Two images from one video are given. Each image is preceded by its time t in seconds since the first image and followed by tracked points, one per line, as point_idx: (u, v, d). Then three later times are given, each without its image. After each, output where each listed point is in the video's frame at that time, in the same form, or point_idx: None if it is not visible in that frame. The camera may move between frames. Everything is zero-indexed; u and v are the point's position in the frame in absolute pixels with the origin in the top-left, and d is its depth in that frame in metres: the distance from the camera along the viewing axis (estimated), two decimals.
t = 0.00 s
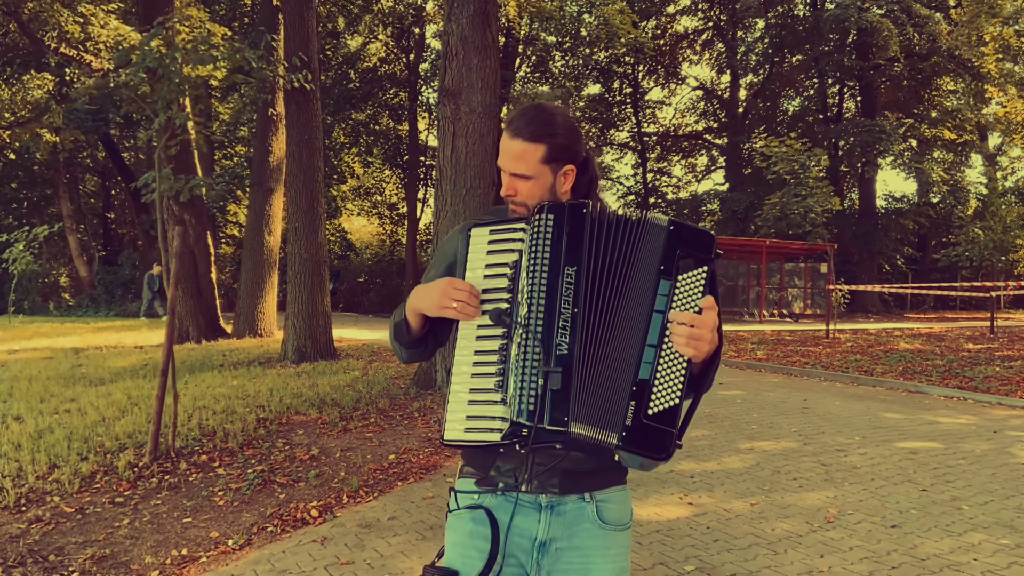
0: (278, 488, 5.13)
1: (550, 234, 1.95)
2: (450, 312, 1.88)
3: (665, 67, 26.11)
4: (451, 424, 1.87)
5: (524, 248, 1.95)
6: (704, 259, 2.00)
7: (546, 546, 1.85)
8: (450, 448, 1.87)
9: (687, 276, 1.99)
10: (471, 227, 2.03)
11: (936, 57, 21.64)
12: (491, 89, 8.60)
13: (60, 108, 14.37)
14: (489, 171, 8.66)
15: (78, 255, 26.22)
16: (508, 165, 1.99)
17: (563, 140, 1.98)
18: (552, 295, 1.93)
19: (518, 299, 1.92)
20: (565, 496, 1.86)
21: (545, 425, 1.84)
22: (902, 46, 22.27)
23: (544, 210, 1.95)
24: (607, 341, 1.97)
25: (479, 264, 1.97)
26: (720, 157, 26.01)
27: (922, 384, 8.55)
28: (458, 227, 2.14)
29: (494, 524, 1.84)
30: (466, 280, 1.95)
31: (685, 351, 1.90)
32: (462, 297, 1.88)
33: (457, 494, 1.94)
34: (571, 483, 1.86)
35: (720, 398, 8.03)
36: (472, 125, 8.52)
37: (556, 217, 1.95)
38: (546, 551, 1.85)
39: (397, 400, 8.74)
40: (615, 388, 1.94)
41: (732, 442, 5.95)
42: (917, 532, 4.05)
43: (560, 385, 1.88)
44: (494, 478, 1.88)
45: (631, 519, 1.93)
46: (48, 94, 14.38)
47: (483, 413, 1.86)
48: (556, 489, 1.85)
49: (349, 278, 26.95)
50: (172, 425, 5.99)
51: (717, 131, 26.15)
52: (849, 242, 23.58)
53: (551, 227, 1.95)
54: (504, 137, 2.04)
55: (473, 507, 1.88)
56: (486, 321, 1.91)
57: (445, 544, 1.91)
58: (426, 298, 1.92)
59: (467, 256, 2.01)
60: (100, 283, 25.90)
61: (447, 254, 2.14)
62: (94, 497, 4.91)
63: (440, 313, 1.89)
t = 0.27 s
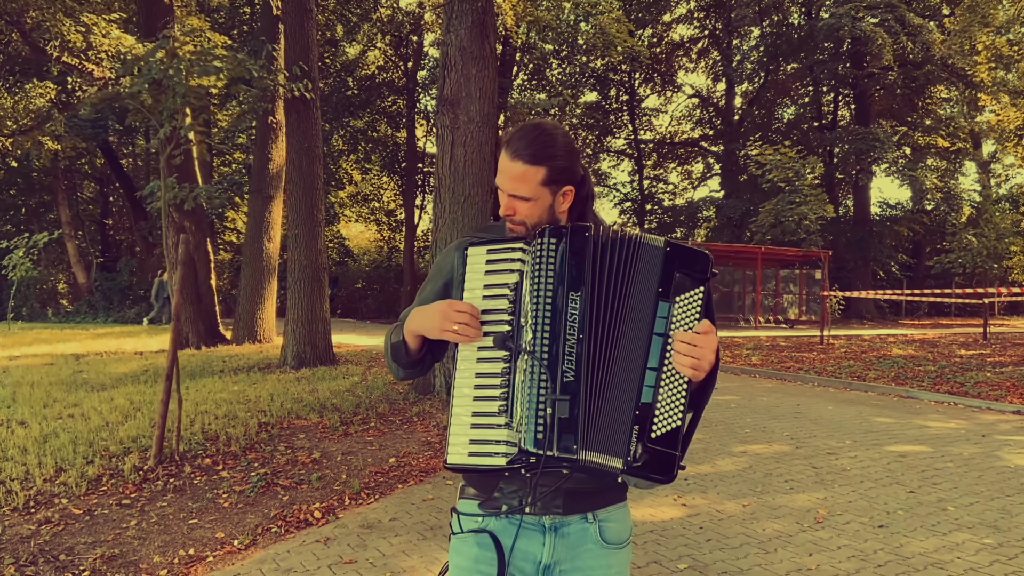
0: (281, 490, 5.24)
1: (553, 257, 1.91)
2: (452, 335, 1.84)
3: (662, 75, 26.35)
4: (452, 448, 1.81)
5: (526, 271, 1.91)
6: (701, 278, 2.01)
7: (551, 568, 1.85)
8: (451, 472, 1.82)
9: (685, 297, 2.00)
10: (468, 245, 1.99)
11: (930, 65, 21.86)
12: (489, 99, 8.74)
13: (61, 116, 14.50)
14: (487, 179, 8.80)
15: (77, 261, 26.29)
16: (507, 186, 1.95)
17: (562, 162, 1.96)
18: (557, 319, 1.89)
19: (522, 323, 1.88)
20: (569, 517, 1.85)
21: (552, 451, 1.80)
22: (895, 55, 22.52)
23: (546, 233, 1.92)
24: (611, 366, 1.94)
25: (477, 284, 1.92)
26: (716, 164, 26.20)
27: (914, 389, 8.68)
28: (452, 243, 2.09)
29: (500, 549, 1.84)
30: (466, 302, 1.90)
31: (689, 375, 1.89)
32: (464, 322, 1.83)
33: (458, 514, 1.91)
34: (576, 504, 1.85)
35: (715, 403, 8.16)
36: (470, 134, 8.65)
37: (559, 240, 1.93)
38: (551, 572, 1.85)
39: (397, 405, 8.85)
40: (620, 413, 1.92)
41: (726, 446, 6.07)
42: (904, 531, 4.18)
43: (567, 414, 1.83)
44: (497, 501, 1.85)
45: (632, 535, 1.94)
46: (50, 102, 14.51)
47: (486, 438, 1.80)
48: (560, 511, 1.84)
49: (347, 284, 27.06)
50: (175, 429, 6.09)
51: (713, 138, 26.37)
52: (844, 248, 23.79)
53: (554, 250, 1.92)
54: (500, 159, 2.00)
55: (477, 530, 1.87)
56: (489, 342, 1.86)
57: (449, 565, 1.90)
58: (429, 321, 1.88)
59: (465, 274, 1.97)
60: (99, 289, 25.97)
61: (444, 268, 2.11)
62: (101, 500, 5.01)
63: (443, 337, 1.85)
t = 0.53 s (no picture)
0: (285, 491, 5.39)
1: (545, 251, 1.89)
2: (447, 335, 1.84)
3: (657, 84, 26.65)
4: (450, 449, 1.84)
5: (517, 266, 1.89)
6: (689, 264, 2.04)
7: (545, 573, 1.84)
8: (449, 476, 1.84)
9: (674, 282, 2.03)
10: (456, 243, 1.97)
11: (921, 75, 22.17)
12: (486, 110, 8.94)
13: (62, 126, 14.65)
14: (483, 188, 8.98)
15: (75, 269, 26.37)
16: (488, 169, 1.92)
17: (541, 139, 1.94)
18: (553, 314, 1.88)
19: (518, 320, 1.87)
20: (564, 521, 1.83)
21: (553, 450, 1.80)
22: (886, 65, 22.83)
23: (536, 225, 1.89)
24: (607, 356, 1.94)
25: (468, 281, 1.91)
26: (710, 172, 26.49)
27: (903, 393, 8.85)
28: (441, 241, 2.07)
29: (494, 553, 1.83)
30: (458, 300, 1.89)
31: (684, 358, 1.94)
32: (460, 321, 1.83)
33: (451, 511, 1.90)
34: (572, 508, 1.84)
35: (707, 407, 8.32)
36: (467, 144, 8.83)
37: (550, 233, 1.90)
38: None
39: (396, 409, 8.99)
40: (618, 405, 1.94)
41: (718, 448, 6.23)
42: (888, 528, 4.34)
43: (569, 409, 1.83)
44: (493, 501, 1.84)
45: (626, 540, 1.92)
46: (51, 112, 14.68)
47: (485, 438, 1.82)
48: (555, 514, 1.83)
49: (344, 291, 27.18)
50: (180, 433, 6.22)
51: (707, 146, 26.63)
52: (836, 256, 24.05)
53: (545, 245, 1.89)
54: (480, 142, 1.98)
55: (471, 532, 1.86)
56: (483, 342, 1.86)
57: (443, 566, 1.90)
58: (421, 321, 1.86)
59: (453, 272, 1.96)
60: (96, 297, 26.05)
61: (432, 266, 2.11)
62: (108, 501, 5.13)
63: (439, 336, 1.84)
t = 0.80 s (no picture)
0: (284, 487, 5.46)
1: (533, 246, 1.93)
2: (436, 332, 1.88)
3: (649, 85, 26.71)
4: (443, 447, 1.89)
5: (505, 261, 1.95)
6: (670, 251, 2.06)
7: (541, 561, 1.91)
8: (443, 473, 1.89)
9: (655, 270, 2.05)
10: (442, 240, 2.03)
11: (911, 76, 22.30)
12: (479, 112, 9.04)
13: (57, 127, 14.65)
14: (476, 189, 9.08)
15: (67, 271, 26.28)
16: (474, 168, 1.99)
17: (525, 138, 2.02)
18: (544, 309, 1.92)
19: (508, 316, 1.91)
20: (558, 510, 1.91)
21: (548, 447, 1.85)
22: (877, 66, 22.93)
23: (523, 219, 1.94)
24: (596, 349, 1.97)
25: (456, 277, 1.97)
26: (702, 173, 26.57)
27: (892, 391, 8.99)
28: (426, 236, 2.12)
29: (488, 545, 1.92)
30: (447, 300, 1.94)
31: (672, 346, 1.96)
32: (447, 318, 1.88)
33: (444, 510, 1.98)
34: (566, 498, 1.91)
35: (699, 405, 8.44)
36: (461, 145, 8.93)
37: (537, 227, 1.94)
38: (542, 565, 1.91)
39: (391, 408, 9.07)
40: (608, 396, 1.96)
41: (709, 444, 6.34)
42: (872, 518, 4.46)
43: (561, 405, 1.88)
44: (486, 496, 1.93)
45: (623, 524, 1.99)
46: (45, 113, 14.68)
47: (478, 436, 1.87)
48: (550, 504, 1.90)
49: (337, 293, 27.13)
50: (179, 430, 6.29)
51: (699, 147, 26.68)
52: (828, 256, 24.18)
53: (534, 238, 1.94)
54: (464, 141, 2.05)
55: (463, 527, 1.94)
56: (473, 338, 1.91)
57: (439, 563, 1.97)
58: (409, 320, 1.91)
59: (442, 268, 2.00)
60: (88, 299, 25.96)
61: (417, 263, 2.16)
62: (110, 497, 5.21)
63: (427, 335, 1.89)
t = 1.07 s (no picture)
0: (279, 490, 5.54)
1: (527, 272, 2.01)
2: (427, 353, 1.91)
3: (639, 89, 26.92)
4: (434, 466, 1.92)
5: (500, 280, 1.99)
6: (657, 278, 2.09)
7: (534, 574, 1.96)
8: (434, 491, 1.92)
9: (643, 298, 2.09)
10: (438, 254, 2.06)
11: (897, 80, 22.58)
12: (470, 119, 9.17)
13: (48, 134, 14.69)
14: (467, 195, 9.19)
15: (58, 277, 26.19)
16: (473, 187, 2.09)
17: (522, 159, 2.13)
18: (536, 336, 2.00)
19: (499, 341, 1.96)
20: (548, 524, 1.98)
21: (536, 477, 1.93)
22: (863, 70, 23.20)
23: (517, 244, 2.01)
24: (583, 377, 2.03)
25: (450, 295, 2.00)
26: (692, 177, 26.75)
27: (878, 392, 9.15)
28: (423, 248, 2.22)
29: (480, 559, 1.97)
30: (440, 319, 1.97)
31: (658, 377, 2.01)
32: (439, 338, 1.91)
33: (437, 525, 2.05)
34: (556, 513, 1.98)
35: (688, 407, 8.57)
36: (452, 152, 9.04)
37: (532, 255, 2.01)
38: None
39: (385, 411, 9.16)
40: (594, 427, 2.02)
41: (698, 445, 6.47)
42: (854, 516, 4.59)
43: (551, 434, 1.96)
44: (477, 513, 1.99)
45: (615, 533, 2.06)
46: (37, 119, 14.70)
47: (469, 459, 1.90)
48: (541, 520, 1.97)
49: (328, 297, 27.12)
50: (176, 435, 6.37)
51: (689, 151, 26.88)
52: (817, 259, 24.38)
53: (527, 265, 2.01)
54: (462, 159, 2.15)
55: (456, 542, 2.01)
56: (465, 360, 1.93)
57: None
58: (402, 336, 1.95)
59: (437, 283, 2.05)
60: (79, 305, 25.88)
61: (411, 276, 2.25)
62: (109, 501, 5.28)
63: (417, 354, 1.92)
